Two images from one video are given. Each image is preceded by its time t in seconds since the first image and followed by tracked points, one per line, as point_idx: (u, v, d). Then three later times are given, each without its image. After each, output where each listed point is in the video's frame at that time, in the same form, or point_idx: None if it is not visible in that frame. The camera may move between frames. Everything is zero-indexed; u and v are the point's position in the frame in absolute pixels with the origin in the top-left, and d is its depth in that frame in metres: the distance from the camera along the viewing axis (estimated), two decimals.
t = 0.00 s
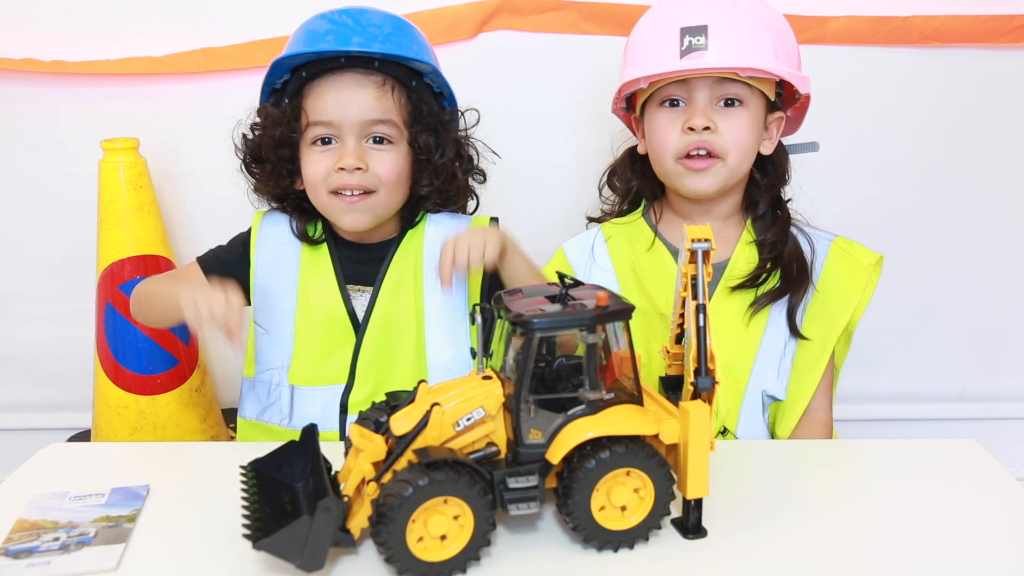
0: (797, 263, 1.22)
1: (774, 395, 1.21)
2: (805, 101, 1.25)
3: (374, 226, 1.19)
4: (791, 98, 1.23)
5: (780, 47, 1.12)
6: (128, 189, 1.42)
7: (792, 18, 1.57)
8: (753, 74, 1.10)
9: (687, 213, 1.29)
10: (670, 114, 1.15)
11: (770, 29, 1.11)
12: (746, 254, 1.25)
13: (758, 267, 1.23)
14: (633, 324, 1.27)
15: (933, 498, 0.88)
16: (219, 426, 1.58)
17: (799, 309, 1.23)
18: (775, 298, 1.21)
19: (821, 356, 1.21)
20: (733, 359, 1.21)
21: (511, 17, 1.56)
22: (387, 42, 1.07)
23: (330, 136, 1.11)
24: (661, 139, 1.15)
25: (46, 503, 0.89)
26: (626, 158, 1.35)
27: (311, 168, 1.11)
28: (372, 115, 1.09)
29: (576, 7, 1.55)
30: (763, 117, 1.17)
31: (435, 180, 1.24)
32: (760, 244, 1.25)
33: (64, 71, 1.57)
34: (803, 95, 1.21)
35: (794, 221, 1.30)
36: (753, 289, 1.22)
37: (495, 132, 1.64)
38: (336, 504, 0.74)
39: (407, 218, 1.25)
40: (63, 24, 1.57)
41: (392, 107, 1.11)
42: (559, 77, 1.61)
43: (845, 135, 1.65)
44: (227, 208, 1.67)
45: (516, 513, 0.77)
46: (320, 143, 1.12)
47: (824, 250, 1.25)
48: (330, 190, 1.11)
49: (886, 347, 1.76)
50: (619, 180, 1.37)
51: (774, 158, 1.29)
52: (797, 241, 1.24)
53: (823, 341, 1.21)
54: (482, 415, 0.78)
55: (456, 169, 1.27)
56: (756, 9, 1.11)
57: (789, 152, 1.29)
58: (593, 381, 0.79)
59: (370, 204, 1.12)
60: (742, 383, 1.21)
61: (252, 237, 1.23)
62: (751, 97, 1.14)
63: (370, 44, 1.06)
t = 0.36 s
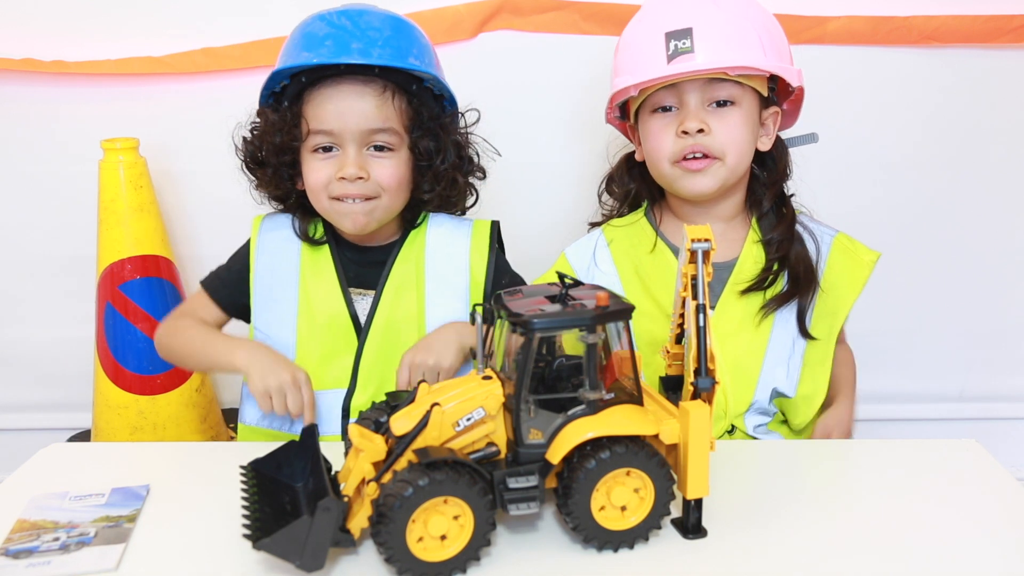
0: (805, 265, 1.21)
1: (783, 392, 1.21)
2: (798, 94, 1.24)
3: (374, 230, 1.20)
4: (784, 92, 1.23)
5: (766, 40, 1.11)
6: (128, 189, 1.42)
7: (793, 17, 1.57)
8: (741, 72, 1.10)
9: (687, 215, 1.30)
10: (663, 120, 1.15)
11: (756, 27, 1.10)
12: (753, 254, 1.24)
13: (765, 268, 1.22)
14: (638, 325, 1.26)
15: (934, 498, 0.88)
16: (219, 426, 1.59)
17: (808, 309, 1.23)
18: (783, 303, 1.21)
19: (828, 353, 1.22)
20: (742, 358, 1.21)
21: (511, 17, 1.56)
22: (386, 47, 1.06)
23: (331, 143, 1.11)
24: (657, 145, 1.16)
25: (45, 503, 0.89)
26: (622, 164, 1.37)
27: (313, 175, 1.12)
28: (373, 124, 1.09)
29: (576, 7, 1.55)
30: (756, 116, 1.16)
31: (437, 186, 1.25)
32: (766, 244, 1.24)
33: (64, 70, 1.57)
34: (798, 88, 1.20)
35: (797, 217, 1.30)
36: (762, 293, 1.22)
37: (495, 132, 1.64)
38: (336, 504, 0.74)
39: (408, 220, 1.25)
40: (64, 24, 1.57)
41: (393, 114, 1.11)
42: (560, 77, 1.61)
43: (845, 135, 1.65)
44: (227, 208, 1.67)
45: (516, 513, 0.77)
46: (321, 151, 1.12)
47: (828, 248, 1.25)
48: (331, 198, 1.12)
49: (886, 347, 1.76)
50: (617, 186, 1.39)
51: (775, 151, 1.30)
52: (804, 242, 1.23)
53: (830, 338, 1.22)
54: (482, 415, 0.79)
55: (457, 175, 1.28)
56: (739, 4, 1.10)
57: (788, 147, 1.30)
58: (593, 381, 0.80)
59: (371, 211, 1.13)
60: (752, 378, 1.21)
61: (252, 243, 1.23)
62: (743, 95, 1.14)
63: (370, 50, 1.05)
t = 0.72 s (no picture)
0: (794, 268, 1.21)
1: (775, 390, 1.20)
2: (792, 104, 1.23)
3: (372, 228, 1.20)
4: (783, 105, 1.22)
5: (763, 57, 1.09)
6: (128, 190, 1.42)
7: (793, 17, 1.57)
8: (737, 91, 1.08)
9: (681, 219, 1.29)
10: (658, 134, 1.14)
11: (753, 43, 1.09)
12: (742, 255, 1.24)
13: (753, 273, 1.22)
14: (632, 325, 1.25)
15: (934, 498, 0.88)
16: (219, 427, 1.58)
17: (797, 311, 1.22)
18: (771, 305, 1.21)
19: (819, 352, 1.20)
20: (728, 353, 1.21)
21: (511, 17, 1.56)
22: (383, 46, 1.06)
23: (330, 141, 1.11)
24: (652, 158, 1.15)
25: (46, 503, 0.89)
26: (616, 166, 1.38)
27: (311, 174, 1.12)
28: (372, 122, 1.09)
29: (576, 7, 1.55)
30: (750, 129, 1.16)
31: (434, 184, 1.26)
32: (756, 247, 1.23)
33: (64, 70, 1.57)
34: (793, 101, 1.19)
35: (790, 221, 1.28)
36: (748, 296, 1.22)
37: (495, 132, 1.64)
38: (336, 504, 0.74)
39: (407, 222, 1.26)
40: (63, 24, 1.57)
41: (392, 112, 1.11)
42: (559, 77, 1.61)
43: (845, 135, 1.65)
44: (227, 208, 1.67)
45: (516, 513, 0.77)
46: (320, 149, 1.12)
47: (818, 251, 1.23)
48: (330, 196, 1.11)
49: (886, 347, 1.76)
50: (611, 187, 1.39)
51: (768, 160, 1.30)
52: (794, 246, 1.22)
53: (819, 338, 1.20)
54: (482, 415, 0.78)
55: (454, 172, 1.29)
56: (736, 19, 1.08)
57: (782, 156, 1.29)
58: (593, 381, 0.79)
59: (370, 209, 1.13)
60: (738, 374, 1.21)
61: (243, 250, 1.23)
62: (737, 110, 1.13)
63: (368, 48, 1.05)
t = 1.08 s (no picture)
0: (779, 261, 1.20)
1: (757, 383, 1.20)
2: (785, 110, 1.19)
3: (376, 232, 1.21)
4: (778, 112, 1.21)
5: (762, 65, 1.09)
6: (128, 190, 1.42)
7: (793, 17, 1.57)
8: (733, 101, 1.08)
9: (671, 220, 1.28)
10: (652, 136, 1.14)
11: (753, 52, 1.08)
12: (725, 253, 1.24)
13: (737, 269, 1.21)
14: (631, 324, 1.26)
15: (933, 498, 0.88)
16: (219, 427, 1.58)
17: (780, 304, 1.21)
18: (754, 297, 1.20)
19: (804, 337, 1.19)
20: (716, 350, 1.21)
21: (510, 17, 1.56)
22: (392, 53, 1.06)
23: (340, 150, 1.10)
24: (645, 161, 1.15)
25: (46, 503, 0.89)
26: (613, 157, 1.36)
27: (320, 182, 1.11)
28: (383, 131, 1.09)
29: (576, 7, 1.55)
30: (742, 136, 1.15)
31: (434, 185, 1.28)
32: (739, 244, 1.23)
33: (63, 71, 1.57)
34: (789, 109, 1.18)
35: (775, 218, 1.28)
36: (732, 291, 1.22)
37: (495, 132, 1.64)
38: (336, 504, 0.74)
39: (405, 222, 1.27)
40: (63, 24, 1.57)
41: (401, 121, 1.11)
42: (559, 77, 1.61)
43: (845, 135, 1.65)
44: (227, 208, 1.67)
45: (516, 513, 0.77)
46: (329, 157, 1.11)
47: (805, 244, 1.23)
48: (340, 204, 1.12)
49: (885, 347, 1.76)
50: (605, 181, 1.38)
51: (758, 161, 1.27)
52: (778, 240, 1.22)
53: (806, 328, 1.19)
54: (482, 415, 0.78)
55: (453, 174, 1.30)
56: (735, 26, 1.08)
57: (771, 153, 1.25)
58: (593, 381, 0.79)
59: (378, 215, 1.14)
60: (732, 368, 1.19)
61: (235, 260, 1.22)
62: (731, 118, 1.12)
63: (377, 56, 1.05)
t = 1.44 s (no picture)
0: (778, 263, 1.19)
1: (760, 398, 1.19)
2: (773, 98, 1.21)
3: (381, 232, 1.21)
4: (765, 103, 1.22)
5: (742, 50, 1.07)
6: (128, 190, 1.42)
7: (793, 17, 1.56)
8: (714, 85, 1.05)
9: (662, 227, 1.28)
10: (631, 128, 1.12)
11: (731, 37, 1.06)
12: (723, 260, 1.23)
13: (734, 274, 1.21)
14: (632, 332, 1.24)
15: (933, 498, 0.88)
16: (219, 427, 1.59)
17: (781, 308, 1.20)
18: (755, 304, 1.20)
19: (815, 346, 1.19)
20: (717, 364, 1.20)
21: (510, 17, 1.56)
22: (394, 54, 1.07)
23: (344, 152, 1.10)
24: (624, 155, 1.13)
25: (46, 503, 0.89)
26: (593, 166, 1.37)
27: (327, 184, 1.11)
28: (388, 132, 1.09)
29: (576, 7, 1.55)
30: (727, 125, 1.13)
31: (435, 185, 1.28)
32: (735, 247, 1.22)
33: (63, 71, 1.57)
34: (772, 96, 1.16)
35: (771, 218, 1.27)
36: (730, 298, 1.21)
37: (495, 132, 1.64)
38: (336, 504, 0.74)
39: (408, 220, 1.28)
40: (63, 24, 1.57)
41: (405, 121, 1.11)
42: (560, 77, 1.60)
43: (845, 135, 1.65)
44: (227, 208, 1.67)
45: (516, 513, 0.77)
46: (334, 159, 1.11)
47: (806, 245, 1.22)
48: (346, 206, 1.12)
49: (885, 347, 1.76)
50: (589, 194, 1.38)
51: (746, 158, 1.27)
52: (773, 239, 1.22)
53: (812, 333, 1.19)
54: (482, 415, 0.78)
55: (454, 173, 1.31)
56: (712, 10, 1.06)
57: (759, 152, 1.27)
58: (593, 381, 0.79)
59: (384, 216, 1.14)
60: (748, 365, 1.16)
61: (237, 267, 1.23)
62: (713, 106, 1.10)
63: (381, 56, 1.05)
